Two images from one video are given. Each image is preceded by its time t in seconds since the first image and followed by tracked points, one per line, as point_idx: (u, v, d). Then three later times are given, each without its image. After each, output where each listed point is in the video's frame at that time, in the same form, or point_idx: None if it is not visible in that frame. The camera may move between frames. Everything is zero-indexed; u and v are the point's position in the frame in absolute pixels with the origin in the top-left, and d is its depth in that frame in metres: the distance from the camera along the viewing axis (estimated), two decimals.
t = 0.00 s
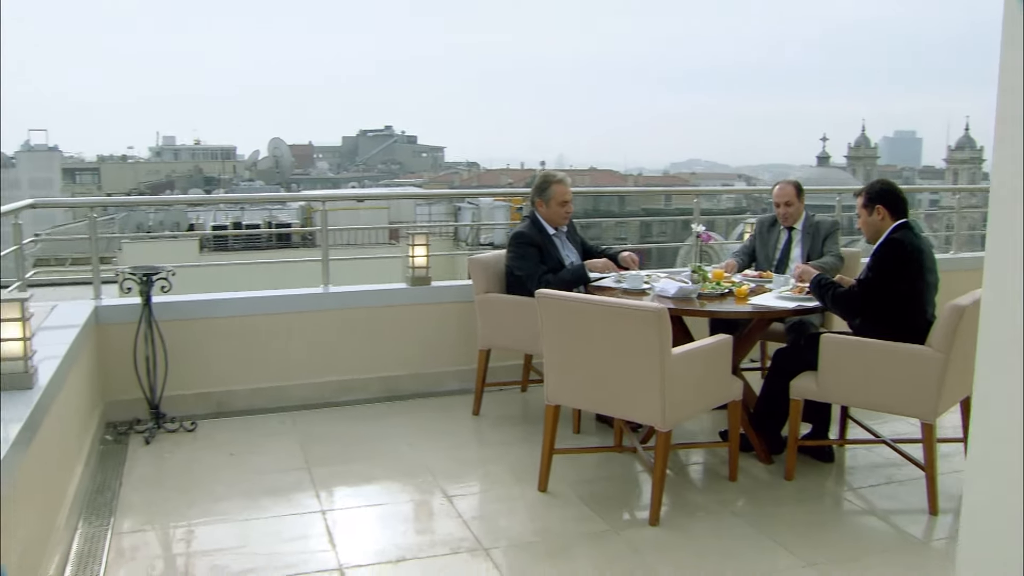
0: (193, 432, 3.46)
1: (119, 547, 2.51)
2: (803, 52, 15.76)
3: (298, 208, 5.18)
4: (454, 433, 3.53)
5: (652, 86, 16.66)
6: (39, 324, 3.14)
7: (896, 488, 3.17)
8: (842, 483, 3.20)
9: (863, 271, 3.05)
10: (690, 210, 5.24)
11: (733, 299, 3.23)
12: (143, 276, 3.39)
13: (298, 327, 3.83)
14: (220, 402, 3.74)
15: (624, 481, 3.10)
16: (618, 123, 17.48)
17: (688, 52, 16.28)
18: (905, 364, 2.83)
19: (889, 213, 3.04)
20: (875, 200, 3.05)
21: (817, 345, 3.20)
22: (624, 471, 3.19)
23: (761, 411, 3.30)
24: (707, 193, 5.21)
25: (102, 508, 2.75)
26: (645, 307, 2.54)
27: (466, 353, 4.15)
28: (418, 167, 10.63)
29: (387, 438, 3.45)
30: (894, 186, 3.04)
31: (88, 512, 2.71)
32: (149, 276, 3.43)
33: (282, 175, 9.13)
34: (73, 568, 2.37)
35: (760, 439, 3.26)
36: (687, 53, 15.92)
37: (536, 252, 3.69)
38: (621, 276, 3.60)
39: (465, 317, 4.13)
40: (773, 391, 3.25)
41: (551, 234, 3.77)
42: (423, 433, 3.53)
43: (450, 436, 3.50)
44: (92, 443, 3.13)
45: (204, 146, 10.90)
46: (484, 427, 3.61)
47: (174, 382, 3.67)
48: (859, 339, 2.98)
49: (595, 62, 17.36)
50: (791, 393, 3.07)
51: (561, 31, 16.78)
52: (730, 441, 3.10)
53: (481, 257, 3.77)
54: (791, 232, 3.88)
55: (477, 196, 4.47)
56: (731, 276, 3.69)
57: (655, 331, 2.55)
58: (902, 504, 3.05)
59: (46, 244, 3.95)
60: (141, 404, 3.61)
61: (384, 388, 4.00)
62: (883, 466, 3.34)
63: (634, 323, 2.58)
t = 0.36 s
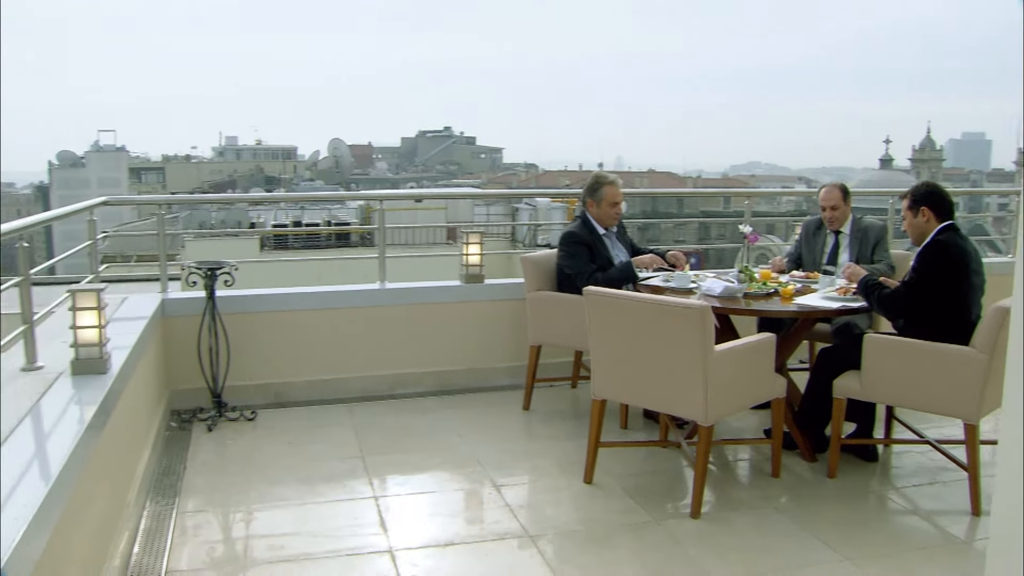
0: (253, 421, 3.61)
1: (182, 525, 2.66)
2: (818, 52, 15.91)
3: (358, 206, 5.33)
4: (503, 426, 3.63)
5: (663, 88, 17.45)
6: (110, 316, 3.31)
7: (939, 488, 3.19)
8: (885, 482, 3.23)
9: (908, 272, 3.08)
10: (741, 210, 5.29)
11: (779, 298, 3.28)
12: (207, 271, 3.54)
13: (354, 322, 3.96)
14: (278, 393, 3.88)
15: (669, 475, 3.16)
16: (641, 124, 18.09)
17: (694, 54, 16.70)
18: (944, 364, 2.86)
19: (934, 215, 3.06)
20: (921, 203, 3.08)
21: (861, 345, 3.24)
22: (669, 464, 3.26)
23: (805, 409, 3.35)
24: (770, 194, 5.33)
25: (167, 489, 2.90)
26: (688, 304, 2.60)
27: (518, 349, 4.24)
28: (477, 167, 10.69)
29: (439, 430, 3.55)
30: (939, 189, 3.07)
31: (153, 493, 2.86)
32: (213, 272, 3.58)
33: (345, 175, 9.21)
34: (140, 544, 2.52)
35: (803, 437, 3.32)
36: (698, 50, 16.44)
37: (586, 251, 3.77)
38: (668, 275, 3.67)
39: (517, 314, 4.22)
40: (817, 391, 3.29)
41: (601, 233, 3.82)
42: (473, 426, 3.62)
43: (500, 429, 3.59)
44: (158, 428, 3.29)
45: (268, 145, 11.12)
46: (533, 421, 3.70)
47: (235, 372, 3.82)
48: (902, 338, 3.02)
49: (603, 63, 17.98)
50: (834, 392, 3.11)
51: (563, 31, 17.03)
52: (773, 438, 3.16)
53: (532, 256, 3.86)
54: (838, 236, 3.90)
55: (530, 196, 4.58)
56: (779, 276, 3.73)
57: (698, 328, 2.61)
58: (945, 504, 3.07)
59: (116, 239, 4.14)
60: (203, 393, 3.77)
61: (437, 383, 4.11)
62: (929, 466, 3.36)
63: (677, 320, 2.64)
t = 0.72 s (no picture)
0: (316, 411, 3.74)
1: (248, 507, 2.79)
2: (818, 52, 14.58)
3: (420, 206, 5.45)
4: (556, 421, 3.71)
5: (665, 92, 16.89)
6: (183, 309, 3.47)
7: (992, 489, 3.20)
8: (936, 481, 3.25)
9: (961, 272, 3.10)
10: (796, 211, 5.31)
11: (831, 298, 3.31)
12: (273, 267, 3.69)
13: (413, 317, 4.07)
14: (340, 385, 4.01)
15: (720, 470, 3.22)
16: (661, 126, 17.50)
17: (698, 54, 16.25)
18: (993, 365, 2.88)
19: (990, 216, 3.08)
20: (976, 203, 3.09)
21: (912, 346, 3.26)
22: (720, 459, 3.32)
23: (855, 409, 3.38)
24: (835, 196, 5.31)
25: (234, 474, 3.04)
26: (737, 302, 2.65)
27: (576, 345, 4.32)
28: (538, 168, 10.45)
29: (494, 424, 3.65)
30: (995, 190, 3.08)
31: (221, 477, 3.01)
32: (280, 267, 3.72)
33: (407, 176, 9.20)
34: (210, 524, 2.66)
35: (853, 437, 3.36)
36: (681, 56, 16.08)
37: (641, 250, 3.83)
38: (722, 275, 3.71)
39: (574, 312, 4.29)
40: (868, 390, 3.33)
41: (657, 233, 3.89)
42: (527, 420, 3.72)
43: (554, 423, 3.67)
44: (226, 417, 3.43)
45: (331, 146, 11.25)
46: (588, 416, 3.78)
47: (299, 364, 3.97)
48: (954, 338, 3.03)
49: (608, 67, 17.53)
50: (885, 391, 3.15)
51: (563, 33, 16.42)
52: (822, 437, 3.20)
53: (589, 254, 3.94)
54: (894, 237, 3.92)
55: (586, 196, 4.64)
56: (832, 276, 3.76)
57: (747, 325, 2.66)
58: (997, 505, 3.08)
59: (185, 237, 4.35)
60: (268, 384, 3.92)
61: (495, 377, 4.21)
62: (983, 468, 3.37)
63: (727, 317, 2.70)
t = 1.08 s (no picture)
0: (381, 402, 3.87)
1: (315, 491, 2.93)
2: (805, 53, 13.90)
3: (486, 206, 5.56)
4: (614, 415, 3.79)
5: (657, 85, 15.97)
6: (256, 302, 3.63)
7: None
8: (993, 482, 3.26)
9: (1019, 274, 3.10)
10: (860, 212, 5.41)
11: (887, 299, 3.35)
12: (342, 262, 3.83)
13: (475, 314, 4.19)
14: (405, 377, 4.15)
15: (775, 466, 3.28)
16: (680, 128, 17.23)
17: (699, 55, 16.07)
18: None
19: None
20: None
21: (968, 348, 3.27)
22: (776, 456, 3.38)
23: (910, 409, 3.41)
24: (906, 198, 5.40)
25: (303, 458, 3.19)
26: (791, 301, 2.72)
27: (636, 342, 4.38)
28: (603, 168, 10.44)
29: (553, 418, 3.74)
30: None
31: (291, 461, 3.15)
32: (348, 262, 3.86)
33: (472, 177, 9.29)
34: (280, 505, 2.81)
35: (908, 436, 3.39)
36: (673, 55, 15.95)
37: (706, 249, 3.88)
38: (780, 275, 3.75)
39: (634, 310, 4.36)
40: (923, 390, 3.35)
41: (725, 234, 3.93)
42: (585, 414, 3.80)
43: (611, 419, 3.75)
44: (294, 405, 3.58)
45: (398, 145, 11.47)
46: (645, 412, 3.85)
47: (365, 356, 4.11)
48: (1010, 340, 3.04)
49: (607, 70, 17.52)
50: (940, 392, 3.17)
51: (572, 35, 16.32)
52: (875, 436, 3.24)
53: (650, 253, 4.02)
54: (954, 240, 3.92)
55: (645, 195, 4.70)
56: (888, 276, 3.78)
57: (801, 323, 2.72)
58: None
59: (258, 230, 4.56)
60: (335, 375, 4.08)
61: (556, 372, 4.30)
62: None
63: (781, 314, 2.77)
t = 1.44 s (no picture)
0: (444, 395, 4.00)
1: (382, 477, 3.06)
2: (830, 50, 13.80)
3: (549, 207, 5.67)
4: (671, 413, 3.86)
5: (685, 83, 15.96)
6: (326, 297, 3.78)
7: None
8: None
9: None
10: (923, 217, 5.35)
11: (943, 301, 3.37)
12: (408, 260, 3.97)
13: (535, 312, 4.29)
14: (467, 372, 4.27)
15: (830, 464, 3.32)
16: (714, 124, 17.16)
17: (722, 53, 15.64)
18: None
19: None
20: None
21: None
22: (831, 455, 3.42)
23: (966, 412, 3.43)
24: (978, 202, 5.35)
25: (369, 447, 3.32)
26: (843, 300, 2.77)
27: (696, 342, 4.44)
28: (667, 171, 10.43)
29: (610, 414, 3.83)
30: None
31: (358, 450, 3.29)
32: (414, 259, 3.99)
33: (537, 179, 9.40)
34: (347, 490, 2.94)
35: (964, 439, 3.41)
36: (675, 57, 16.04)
37: (775, 252, 3.81)
38: (838, 277, 3.78)
39: (695, 310, 4.41)
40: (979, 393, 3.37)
41: (800, 239, 3.84)
42: (642, 411, 3.88)
43: (668, 416, 3.83)
44: (361, 396, 3.72)
45: (461, 147, 11.64)
46: (702, 410, 3.91)
47: (429, 351, 4.25)
48: None
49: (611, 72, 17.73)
50: (996, 394, 3.18)
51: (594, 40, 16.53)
52: (930, 437, 3.26)
53: (710, 253, 4.07)
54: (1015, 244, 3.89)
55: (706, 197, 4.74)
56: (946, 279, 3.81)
57: (853, 322, 2.77)
58: None
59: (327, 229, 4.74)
60: (401, 369, 4.22)
61: (616, 370, 4.37)
62: None
63: (834, 313, 2.82)
